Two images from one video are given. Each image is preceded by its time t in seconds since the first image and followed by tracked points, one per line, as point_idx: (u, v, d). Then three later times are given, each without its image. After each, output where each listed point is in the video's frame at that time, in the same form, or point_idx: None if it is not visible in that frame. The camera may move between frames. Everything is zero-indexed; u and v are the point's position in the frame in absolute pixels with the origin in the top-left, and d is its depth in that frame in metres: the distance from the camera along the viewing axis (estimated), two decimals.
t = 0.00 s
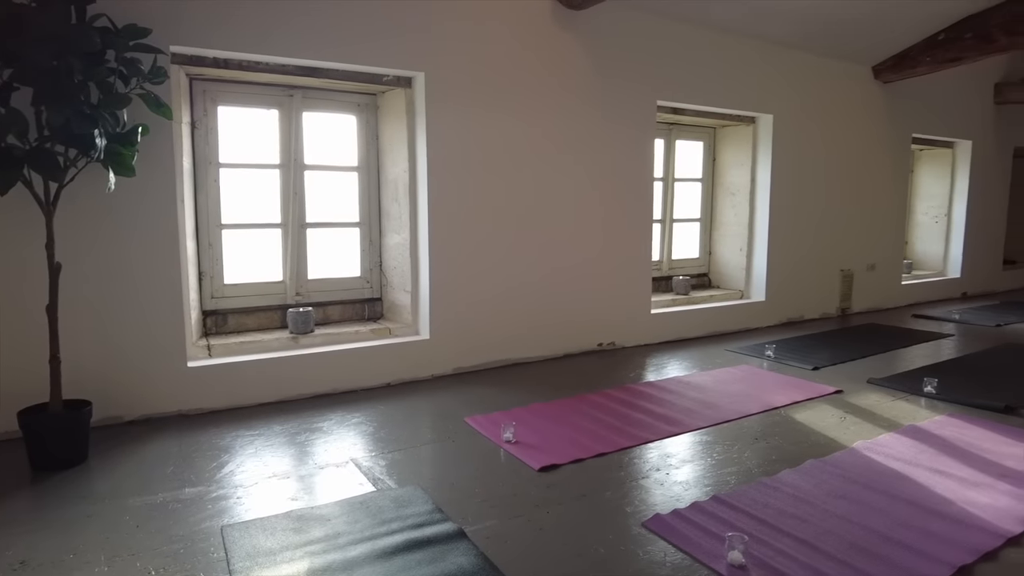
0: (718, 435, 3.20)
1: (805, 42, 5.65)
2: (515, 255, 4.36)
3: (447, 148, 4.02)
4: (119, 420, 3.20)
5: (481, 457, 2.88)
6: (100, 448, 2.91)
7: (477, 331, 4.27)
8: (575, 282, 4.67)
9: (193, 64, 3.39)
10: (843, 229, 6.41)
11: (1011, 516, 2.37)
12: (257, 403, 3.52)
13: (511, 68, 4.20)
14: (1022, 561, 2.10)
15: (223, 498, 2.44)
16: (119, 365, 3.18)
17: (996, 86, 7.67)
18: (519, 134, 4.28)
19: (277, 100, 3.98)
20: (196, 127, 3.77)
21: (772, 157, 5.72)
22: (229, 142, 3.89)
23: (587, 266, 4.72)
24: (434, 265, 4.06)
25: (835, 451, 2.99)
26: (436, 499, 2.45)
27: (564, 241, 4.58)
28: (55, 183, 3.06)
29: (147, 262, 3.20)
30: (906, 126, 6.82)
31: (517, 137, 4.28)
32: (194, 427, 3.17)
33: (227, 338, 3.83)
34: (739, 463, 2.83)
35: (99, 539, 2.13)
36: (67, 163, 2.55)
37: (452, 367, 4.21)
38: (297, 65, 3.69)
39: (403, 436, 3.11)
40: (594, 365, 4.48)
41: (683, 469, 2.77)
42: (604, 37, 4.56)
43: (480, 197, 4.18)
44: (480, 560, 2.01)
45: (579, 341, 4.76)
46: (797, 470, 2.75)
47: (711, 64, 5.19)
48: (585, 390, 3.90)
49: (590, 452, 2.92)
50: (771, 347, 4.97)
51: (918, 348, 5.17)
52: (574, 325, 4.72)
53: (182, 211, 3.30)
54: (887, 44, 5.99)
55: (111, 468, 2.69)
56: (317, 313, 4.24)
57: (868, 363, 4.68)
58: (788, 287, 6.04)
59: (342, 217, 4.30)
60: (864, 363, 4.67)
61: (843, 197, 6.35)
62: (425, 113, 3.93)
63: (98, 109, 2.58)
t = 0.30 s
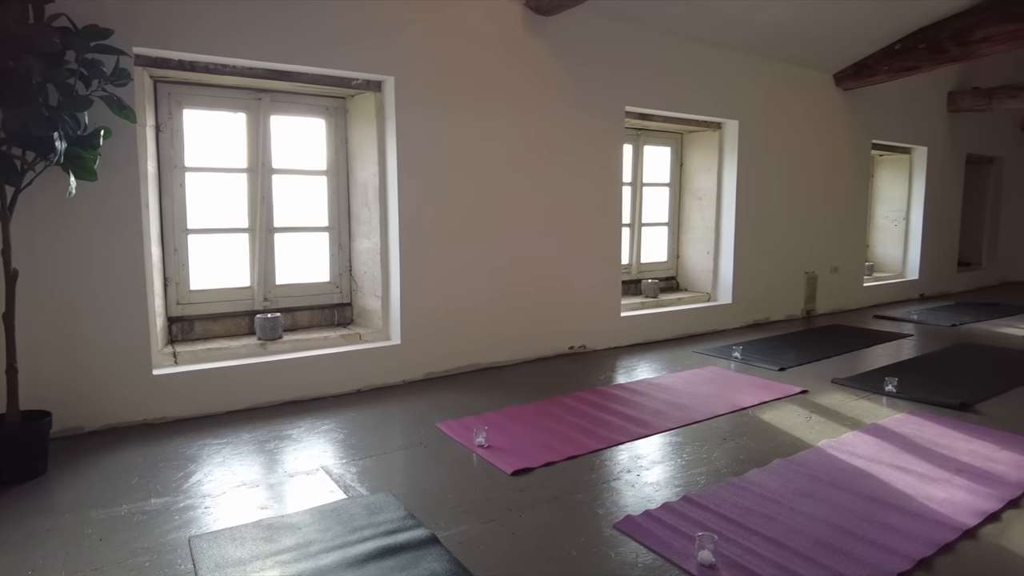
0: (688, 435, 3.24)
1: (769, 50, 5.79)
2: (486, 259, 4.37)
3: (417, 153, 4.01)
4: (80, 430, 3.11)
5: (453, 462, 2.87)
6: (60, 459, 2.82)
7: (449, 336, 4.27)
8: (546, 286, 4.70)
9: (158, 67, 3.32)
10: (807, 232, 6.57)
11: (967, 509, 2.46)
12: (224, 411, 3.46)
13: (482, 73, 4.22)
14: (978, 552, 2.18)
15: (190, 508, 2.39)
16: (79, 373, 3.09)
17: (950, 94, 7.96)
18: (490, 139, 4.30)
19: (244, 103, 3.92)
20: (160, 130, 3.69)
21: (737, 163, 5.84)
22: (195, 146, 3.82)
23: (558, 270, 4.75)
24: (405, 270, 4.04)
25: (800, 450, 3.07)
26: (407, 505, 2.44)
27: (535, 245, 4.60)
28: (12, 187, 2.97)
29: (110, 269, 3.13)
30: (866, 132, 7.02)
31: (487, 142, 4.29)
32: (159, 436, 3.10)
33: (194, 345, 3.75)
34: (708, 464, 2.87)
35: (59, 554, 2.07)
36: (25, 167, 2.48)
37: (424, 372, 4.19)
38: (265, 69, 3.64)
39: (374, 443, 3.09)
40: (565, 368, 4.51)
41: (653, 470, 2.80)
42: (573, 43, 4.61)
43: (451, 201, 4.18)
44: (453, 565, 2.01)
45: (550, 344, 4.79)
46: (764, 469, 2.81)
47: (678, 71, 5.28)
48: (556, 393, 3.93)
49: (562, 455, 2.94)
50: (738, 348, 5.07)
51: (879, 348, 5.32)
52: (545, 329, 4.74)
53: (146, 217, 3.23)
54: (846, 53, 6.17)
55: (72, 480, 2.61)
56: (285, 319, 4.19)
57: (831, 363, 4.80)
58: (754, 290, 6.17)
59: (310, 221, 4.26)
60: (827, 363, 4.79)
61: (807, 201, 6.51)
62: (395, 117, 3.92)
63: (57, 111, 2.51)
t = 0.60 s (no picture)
0: (657, 437, 3.29)
1: (734, 57, 5.92)
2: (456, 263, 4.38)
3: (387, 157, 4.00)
4: (39, 441, 3.03)
5: (425, 467, 2.87)
6: (18, 472, 2.73)
7: (419, 341, 4.26)
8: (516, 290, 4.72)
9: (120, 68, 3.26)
10: (771, 236, 6.72)
11: (924, 504, 2.55)
12: (190, 419, 3.39)
13: (451, 78, 4.23)
14: (935, 545, 2.26)
15: (155, 519, 2.34)
16: (38, 383, 3.01)
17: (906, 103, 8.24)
18: (459, 143, 4.31)
19: (210, 106, 3.86)
20: (123, 133, 3.61)
21: (704, 168, 5.95)
22: (159, 149, 3.75)
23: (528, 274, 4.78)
24: (375, 274, 4.02)
25: (766, 449, 3.14)
26: (378, 511, 2.43)
27: (505, 249, 4.63)
28: None
29: (70, 275, 3.05)
30: (827, 139, 7.22)
31: (457, 146, 4.31)
32: (122, 446, 3.03)
33: (158, 352, 3.67)
34: (677, 464, 2.92)
35: (17, 570, 2.00)
36: None
37: (394, 377, 4.17)
38: (232, 71, 3.60)
39: (345, 449, 3.06)
40: (536, 371, 4.54)
41: (624, 472, 2.84)
42: (542, 49, 4.65)
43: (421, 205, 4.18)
44: (425, 570, 2.01)
45: (520, 348, 4.81)
46: (732, 469, 2.87)
47: (645, 77, 5.37)
48: (527, 396, 3.95)
49: (533, 459, 2.95)
50: (706, 350, 5.16)
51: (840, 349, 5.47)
52: (516, 332, 4.76)
53: (109, 221, 3.16)
54: (807, 62, 6.34)
55: (30, 493, 2.53)
56: (253, 325, 4.12)
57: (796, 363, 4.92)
58: (721, 293, 6.28)
59: (278, 226, 4.21)
60: (791, 364, 4.91)
61: (771, 206, 6.66)
62: (365, 121, 3.90)
63: (14, 112, 2.44)
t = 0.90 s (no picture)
0: (628, 438, 3.33)
1: (701, 64, 6.03)
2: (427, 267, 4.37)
3: (357, 161, 3.98)
4: None
5: (397, 473, 2.86)
6: None
7: (391, 345, 4.24)
8: (487, 293, 4.73)
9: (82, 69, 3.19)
10: (738, 239, 6.84)
11: (884, 500, 2.62)
12: (156, 428, 3.33)
13: (422, 82, 4.24)
14: (895, 540, 2.33)
15: (121, 530, 2.29)
16: None
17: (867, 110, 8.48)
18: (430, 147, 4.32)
19: (176, 108, 3.80)
20: (85, 135, 3.53)
21: (672, 173, 6.05)
22: (123, 152, 3.67)
23: (499, 278, 4.80)
24: (346, 278, 4.00)
25: (734, 449, 3.20)
26: (350, 517, 2.41)
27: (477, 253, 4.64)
28: None
29: (30, 280, 2.97)
30: (792, 144, 7.39)
31: (428, 150, 4.31)
32: (85, 456, 2.95)
33: (123, 359, 3.58)
34: (647, 465, 2.96)
35: None
36: None
37: (365, 382, 4.15)
38: (199, 73, 3.55)
39: (316, 455, 3.04)
40: (508, 375, 4.55)
41: (596, 473, 2.87)
42: (512, 54, 4.68)
43: (392, 209, 4.17)
44: None
45: (492, 351, 4.82)
46: (701, 469, 2.92)
47: (615, 83, 5.44)
48: (499, 400, 3.96)
49: (505, 462, 2.96)
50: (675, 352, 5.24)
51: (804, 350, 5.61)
52: (487, 336, 4.77)
53: (70, 226, 3.09)
54: (771, 69, 6.50)
55: None
56: (221, 330, 4.06)
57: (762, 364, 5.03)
58: (690, 295, 6.38)
59: (246, 230, 4.16)
60: (757, 365, 5.01)
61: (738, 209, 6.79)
62: (335, 125, 3.88)
63: None
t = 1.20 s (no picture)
0: (601, 440, 3.37)
1: (671, 70, 6.14)
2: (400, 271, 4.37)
3: (329, 164, 3.97)
4: None
5: (370, 478, 2.85)
6: None
7: (363, 350, 4.23)
8: (460, 297, 4.74)
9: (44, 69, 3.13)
10: (708, 243, 6.96)
11: (849, 497, 2.70)
12: (122, 436, 3.26)
13: (395, 86, 4.24)
14: (859, 535, 2.40)
15: (86, 542, 2.24)
16: None
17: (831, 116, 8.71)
18: (403, 151, 4.32)
19: (143, 111, 3.74)
20: (48, 137, 3.45)
21: (643, 177, 6.13)
22: (88, 154, 3.59)
23: (472, 281, 4.81)
24: (318, 282, 3.97)
25: (704, 449, 3.26)
26: (323, 523, 2.40)
27: (449, 256, 4.64)
28: None
29: None
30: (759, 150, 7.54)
31: (401, 154, 4.31)
32: (48, 466, 2.88)
33: (89, 366, 3.50)
34: (619, 467, 3.00)
35: None
36: None
37: (338, 387, 4.13)
38: (168, 75, 3.50)
39: (287, 462, 3.01)
40: (482, 378, 4.57)
41: (569, 475, 2.90)
42: (484, 59, 4.71)
43: (364, 213, 4.16)
44: None
45: (466, 355, 4.83)
46: (672, 470, 2.96)
47: (586, 88, 5.50)
48: (472, 403, 3.97)
49: (479, 465, 2.97)
50: (647, 354, 5.30)
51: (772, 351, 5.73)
52: (460, 340, 4.78)
53: (33, 229, 3.02)
54: (738, 76, 6.64)
55: None
56: (189, 336, 4.00)
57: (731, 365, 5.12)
58: (661, 298, 6.47)
59: (216, 234, 4.10)
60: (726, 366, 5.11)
61: (707, 213, 6.91)
62: (306, 128, 3.86)
63: None
